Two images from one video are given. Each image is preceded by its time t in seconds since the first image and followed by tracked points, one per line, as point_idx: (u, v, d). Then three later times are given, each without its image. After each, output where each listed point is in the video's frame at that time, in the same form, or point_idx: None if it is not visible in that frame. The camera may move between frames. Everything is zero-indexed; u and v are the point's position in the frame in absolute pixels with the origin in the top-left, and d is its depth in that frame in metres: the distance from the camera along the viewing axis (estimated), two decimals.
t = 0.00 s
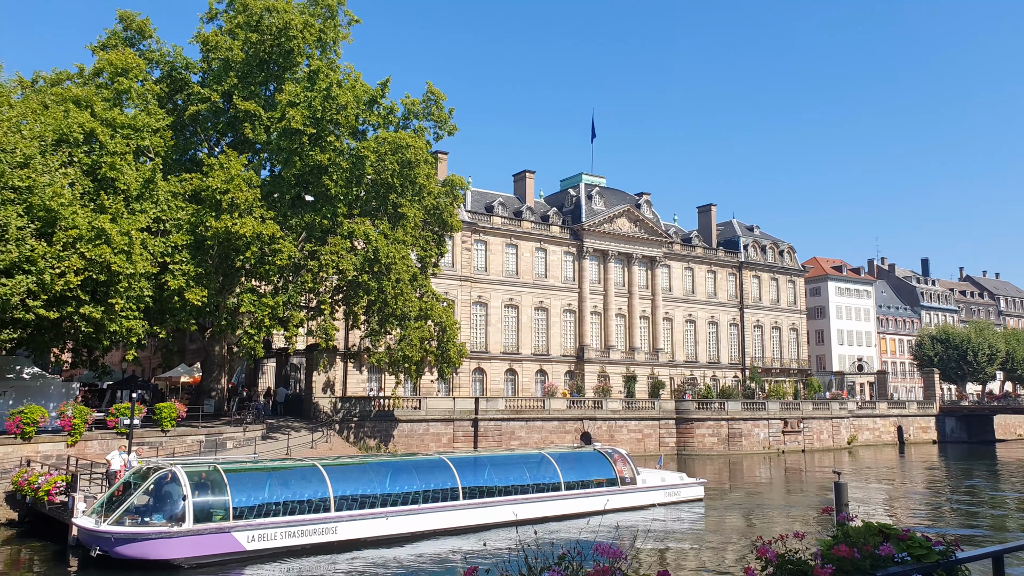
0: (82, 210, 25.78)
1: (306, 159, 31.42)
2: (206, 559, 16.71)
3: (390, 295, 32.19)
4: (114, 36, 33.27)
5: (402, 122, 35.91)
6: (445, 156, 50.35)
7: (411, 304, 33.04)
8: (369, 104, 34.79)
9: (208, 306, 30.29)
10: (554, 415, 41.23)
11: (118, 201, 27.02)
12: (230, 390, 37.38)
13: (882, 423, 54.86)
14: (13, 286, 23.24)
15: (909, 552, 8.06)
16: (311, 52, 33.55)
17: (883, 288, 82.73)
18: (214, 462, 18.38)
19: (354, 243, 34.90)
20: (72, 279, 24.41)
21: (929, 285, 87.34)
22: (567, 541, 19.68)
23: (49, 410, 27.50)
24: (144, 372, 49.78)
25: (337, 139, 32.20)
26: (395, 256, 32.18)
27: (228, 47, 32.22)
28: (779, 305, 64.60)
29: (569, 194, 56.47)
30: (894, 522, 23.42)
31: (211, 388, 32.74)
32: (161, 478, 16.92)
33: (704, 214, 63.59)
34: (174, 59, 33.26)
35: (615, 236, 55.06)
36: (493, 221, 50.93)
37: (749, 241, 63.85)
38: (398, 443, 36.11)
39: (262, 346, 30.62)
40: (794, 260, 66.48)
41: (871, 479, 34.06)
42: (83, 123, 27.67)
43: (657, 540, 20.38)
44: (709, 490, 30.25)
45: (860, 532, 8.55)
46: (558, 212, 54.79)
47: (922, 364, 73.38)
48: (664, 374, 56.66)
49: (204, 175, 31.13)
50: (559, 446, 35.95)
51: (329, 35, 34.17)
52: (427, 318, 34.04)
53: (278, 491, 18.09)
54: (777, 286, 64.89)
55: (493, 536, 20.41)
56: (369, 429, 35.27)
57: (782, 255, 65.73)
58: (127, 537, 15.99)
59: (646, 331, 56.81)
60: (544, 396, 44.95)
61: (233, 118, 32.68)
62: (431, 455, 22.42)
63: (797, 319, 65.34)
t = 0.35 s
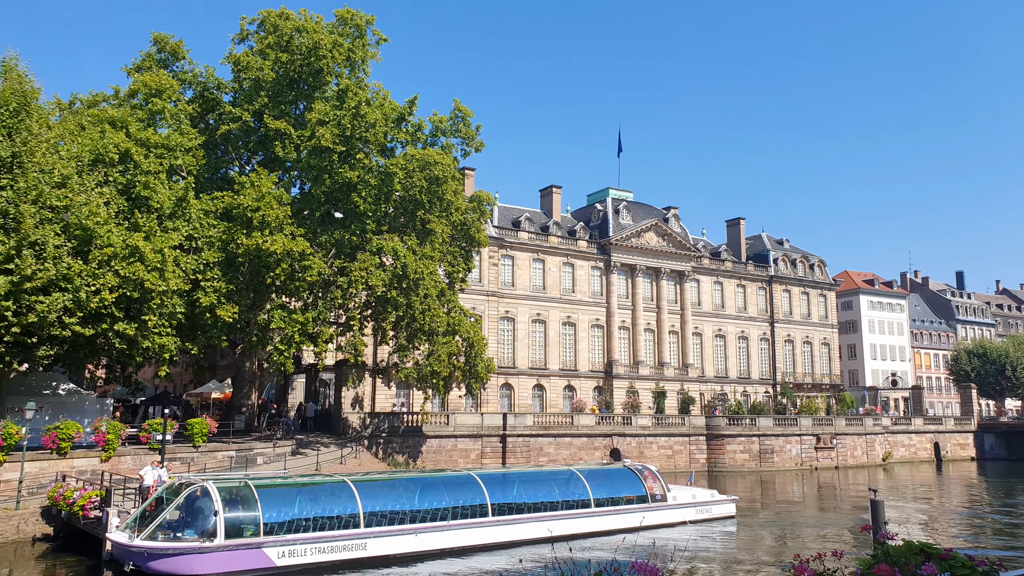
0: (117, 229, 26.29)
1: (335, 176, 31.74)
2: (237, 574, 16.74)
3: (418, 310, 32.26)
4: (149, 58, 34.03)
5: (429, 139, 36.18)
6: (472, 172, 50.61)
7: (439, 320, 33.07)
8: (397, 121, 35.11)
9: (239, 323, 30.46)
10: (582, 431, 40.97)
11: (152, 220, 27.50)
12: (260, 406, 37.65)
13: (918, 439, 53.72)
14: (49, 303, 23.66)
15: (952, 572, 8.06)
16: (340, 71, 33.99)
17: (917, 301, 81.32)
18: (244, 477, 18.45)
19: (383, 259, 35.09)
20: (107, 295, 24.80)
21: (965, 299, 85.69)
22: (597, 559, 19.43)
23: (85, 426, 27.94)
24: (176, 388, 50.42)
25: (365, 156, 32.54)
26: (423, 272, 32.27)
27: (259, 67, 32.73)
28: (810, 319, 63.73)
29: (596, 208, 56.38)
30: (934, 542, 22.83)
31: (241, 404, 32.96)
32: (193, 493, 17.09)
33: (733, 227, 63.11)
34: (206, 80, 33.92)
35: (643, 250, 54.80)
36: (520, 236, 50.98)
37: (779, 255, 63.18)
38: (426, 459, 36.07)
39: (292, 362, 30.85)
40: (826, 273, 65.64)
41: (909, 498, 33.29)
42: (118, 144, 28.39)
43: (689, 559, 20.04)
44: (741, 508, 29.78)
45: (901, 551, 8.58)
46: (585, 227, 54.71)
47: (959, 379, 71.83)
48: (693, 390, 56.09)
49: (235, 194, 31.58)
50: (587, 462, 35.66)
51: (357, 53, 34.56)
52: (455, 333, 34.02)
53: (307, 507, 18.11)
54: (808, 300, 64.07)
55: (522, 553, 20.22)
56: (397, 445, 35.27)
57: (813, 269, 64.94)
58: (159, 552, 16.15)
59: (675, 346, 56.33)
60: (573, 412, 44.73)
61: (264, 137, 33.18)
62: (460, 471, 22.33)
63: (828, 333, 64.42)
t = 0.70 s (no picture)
0: (149, 247, 26.78)
1: (363, 194, 32.09)
2: None
3: (445, 326, 32.33)
4: (180, 80, 34.73)
5: (455, 156, 36.43)
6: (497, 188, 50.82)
7: (465, 335, 33.10)
8: (423, 139, 35.43)
9: (268, 339, 30.87)
10: (610, 448, 40.70)
11: (183, 238, 27.94)
12: (290, 422, 37.76)
13: (955, 456, 52.59)
14: (84, 320, 24.08)
15: None
16: (367, 90, 34.40)
17: (951, 315, 79.88)
18: (274, 493, 18.55)
19: (409, 275, 35.28)
20: (140, 313, 25.23)
21: (1001, 312, 84.03)
22: None
23: (118, 441, 28.31)
24: (207, 405, 50.98)
25: (392, 174, 32.85)
26: (449, 287, 32.37)
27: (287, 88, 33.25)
28: (841, 333, 62.86)
29: (622, 223, 56.25)
30: (973, 561, 22.29)
31: (270, 420, 33.15)
32: (223, 508, 17.31)
33: (761, 241, 62.61)
34: (236, 100, 34.54)
35: (670, 264, 54.52)
36: (545, 251, 51.03)
37: (808, 268, 62.51)
38: (454, 475, 36.03)
39: (321, 378, 31.05)
40: (856, 287, 64.78)
41: (946, 516, 32.53)
42: (151, 164, 28.90)
43: None
44: (773, 526, 29.34)
45: None
46: (611, 241, 54.60)
47: (997, 394, 70.27)
48: (722, 405, 55.49)
49: (265, 212, 32.01)
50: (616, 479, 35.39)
51: (384, 73, 34.97)
52: (481, 348, 33.99)
53: (336, 523, 18.15)
54: (839, 313, 63.22)
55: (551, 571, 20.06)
56: (424, 461, 35.28)
57: (843, 282, 64.12)
58: (190, 567, 16.28)
59: (704, 361, 55.82)
60: (600, 428, 44.42)
61: (292, 156, 33.63)
62: (487, 488, 22.28)
63: (860, 347, 63.46)
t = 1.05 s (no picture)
0: (182, 263, 27.25)
1: (390, 208, 32.38)
2: None
3: (473, 338, 32.38)
4: (212, 98, 35.41)
5: (481, 168, 36.62)
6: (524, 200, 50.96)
7: (493, 347, 33.11)
8: (450, 152, 35.67)
9: (298, 352, 31.19)
10: (640, 460, 40.42)
11: (216, 253, 28.37)
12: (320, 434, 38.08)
13: (996, 468, 51.39)
14: (120, 335, 24.50)
15: None
16: (395, 105, 34.73)
17: (989, 324, 78.28)
18: (305, 505, 18.65)
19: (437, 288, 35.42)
20: (173, 327, 25.64)
21: None
22: None
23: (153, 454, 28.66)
24: (239, 418, 51.58)
25: (419, 187, 33.10)
26: (476, 299, 32.43)
27: (316, 104, 33.72)
28: (875, 343, 61.89)
29: (649, 233, 56.03)
30: None
31: (301, 432, 33.62)
32: (255, 520, 17.47)
33: (791, 250, 61.99)
34: (266, 117, 35.11)
35: (698, 274, 54.17)
36: (572, 262, 50.99)
37: (840, 277, 61.70)
38: (483, 488, 36.00)
39: (350, 390, 31.26)
40: (890, 295, 63.79)
41: (987, 531, 31.76)
42: (184, 181, 29.49)
43: None
44: (807, 540, 28.88)
45: None
46: (638, 252, 54.40)
47: None
48: (754, 417, 54.84)
49: (295, 227, 32.41)
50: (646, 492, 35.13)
51: (411, 87, 35.29)
52: (509, 360, 33.96)
53: (366, 535, 18.18)
54: (872, 323, 62.28)
55: None
56: (453, 473, 35.34)
57: (876, 290, 63.18)
58: None
59: (734, 372, 55.28)
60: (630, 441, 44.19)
61: (321, 171, 34.06)
62: (517, 500, 22.20)
63: (894, 357, 62.42)
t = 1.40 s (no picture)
0: (216, 276, 27.63)
1: (419, 219, 32.57)
2: None
3: (502, 348, 32.35)
4: (244, 114, 35.97)
5: (509, 179, 36.71)
6: (552, 209, 50.97)
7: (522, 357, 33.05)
8: (478, 163, 35.82)
9: (330, 363, 31.44)
10: (673, 471, 40.07)
11: (249, 266, 28.74)
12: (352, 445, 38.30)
13: None
14: (157, 347, 24.90)
15: None
16: (423, 117, 34.98)
17: None
18: (339, 515, 18.71)
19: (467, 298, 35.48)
20: (208, 339, 26.00)
21: None
22: None
23: (188, 464, 29.26)
24: (271, 429, 52.09)
25: (447, 199, 33.28)
26: (505, 309, 32.41)
27: (346, 118, 34.10)
28: (911, 351, 60.77)
29: (679, 241, 55.68)
30: None
31: (333, 442, 33.83)
32: (289, 530, 17.64)
33: (824, 257, 61.19)
34: (297, 131, 35.60)
35: (730, 282, 53.67)
36: (601, 271, 50.85)
37: (875, 283, 60.72)
38: (514, 498, 35.91)
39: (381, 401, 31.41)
40: (927, 302, 62.64)
41: None
42: (217, 196, 29.99)
43: None
44: (846, 553, 28.34)
45: None
46: (668, 260, 54.09)
47: None
48: (789, 427, 54.08)
49: (326, 239, 32.75)
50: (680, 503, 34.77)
51: (439, 100, 35.54)
52: (538, 370, 33.88)
53: (398, 546, 18.15)
54: (908, 330, 61.17)
55: None
56: (484, 483, 35.17)
57: (912, 297, 62.09)
58: None
59: (767, 381, 54.61)
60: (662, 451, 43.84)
61: (351, 184, 34.41)
62: (548, 510, 22.08)
63: (932, 365, 61.22)
